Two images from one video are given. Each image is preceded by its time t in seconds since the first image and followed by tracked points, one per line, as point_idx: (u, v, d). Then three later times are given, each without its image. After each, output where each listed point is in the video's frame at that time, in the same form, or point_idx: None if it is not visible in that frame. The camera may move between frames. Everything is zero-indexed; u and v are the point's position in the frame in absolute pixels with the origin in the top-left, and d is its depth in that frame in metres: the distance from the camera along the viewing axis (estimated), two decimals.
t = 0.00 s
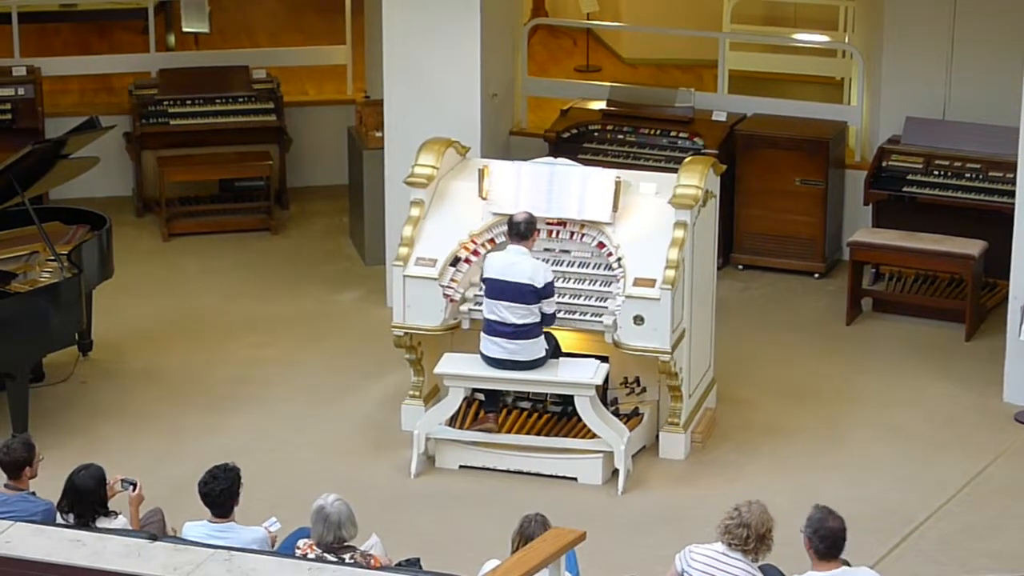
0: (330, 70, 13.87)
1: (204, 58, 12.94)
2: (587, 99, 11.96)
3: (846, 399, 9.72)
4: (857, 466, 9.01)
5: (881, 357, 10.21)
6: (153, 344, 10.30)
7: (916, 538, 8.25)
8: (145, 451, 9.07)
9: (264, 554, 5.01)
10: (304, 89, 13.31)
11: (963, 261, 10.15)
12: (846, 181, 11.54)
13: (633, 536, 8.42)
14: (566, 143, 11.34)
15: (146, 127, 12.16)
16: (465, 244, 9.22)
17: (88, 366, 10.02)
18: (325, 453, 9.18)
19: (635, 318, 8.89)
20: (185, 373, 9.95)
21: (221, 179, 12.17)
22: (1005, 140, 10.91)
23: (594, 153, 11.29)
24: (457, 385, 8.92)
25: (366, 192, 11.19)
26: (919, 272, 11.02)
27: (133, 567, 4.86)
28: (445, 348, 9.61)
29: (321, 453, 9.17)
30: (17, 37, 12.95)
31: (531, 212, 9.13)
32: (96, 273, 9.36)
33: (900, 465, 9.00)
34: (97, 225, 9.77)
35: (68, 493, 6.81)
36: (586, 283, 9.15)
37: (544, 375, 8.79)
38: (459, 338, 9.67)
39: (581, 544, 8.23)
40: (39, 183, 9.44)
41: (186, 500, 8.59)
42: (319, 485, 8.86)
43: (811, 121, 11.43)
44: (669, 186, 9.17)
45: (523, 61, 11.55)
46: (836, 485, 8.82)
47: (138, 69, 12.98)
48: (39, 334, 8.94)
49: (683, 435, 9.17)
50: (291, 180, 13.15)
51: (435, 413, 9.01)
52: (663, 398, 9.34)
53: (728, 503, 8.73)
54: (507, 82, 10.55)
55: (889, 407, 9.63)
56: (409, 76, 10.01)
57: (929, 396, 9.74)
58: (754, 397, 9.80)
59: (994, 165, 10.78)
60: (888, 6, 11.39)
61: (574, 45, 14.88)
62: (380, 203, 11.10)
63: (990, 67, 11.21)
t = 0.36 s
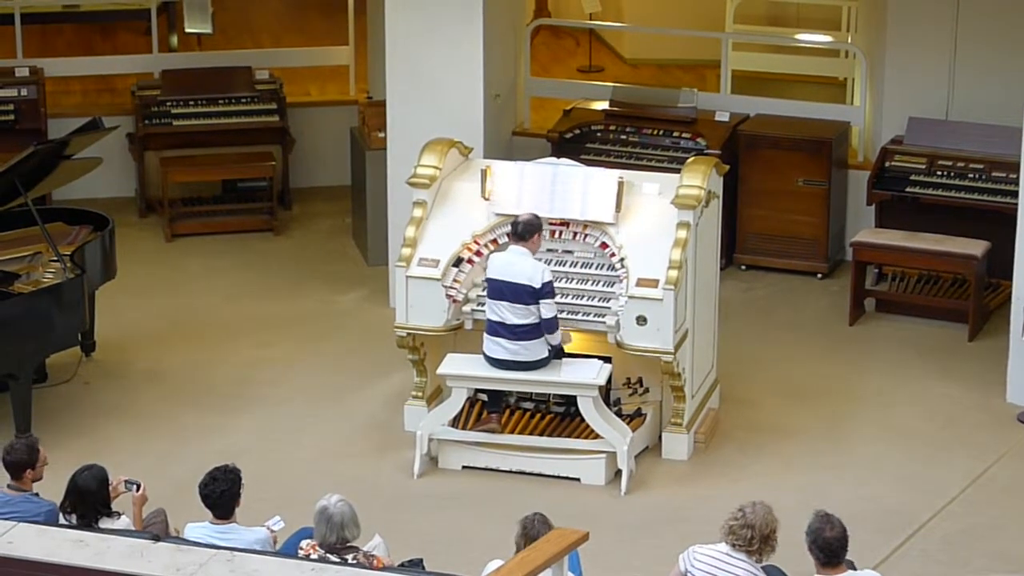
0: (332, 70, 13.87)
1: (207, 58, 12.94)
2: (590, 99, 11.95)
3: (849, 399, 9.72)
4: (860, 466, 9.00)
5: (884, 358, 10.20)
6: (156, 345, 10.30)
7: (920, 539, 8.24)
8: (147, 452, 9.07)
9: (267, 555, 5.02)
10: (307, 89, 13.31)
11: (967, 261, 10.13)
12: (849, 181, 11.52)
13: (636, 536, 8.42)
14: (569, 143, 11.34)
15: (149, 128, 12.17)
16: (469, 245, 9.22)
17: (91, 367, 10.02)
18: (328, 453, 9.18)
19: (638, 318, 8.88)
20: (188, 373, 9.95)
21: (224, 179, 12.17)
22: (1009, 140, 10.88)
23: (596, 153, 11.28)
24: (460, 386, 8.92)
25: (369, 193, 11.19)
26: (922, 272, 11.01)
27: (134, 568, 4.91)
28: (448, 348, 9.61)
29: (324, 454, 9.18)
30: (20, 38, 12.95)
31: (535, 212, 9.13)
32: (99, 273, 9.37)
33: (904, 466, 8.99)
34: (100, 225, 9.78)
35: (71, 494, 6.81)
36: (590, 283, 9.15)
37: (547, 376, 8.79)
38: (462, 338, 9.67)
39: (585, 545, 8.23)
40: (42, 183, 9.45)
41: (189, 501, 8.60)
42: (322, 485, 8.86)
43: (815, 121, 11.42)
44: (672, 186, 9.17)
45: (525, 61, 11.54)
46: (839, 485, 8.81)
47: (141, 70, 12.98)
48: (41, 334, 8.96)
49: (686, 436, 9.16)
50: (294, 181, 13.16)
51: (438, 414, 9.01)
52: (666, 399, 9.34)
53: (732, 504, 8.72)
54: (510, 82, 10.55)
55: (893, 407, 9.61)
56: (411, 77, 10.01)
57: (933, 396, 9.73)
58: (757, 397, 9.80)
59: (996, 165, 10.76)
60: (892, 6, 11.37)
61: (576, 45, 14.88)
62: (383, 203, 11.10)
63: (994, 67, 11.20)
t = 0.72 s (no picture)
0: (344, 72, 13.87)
1: (219, 60, 12.95)
2: (602, 101, 11.95)
3: (861, 401, 9.71)
4: (872, 468, 8.99)
5: (896, 359, 10.19)
6: (168, 347, 10.31)
7: (932, 541, 8.22)
8: (159, 454, 9.08)
9: (278, 558, 4.99)
10: (318, 91, 13.31)
11: (979, 262, 10.13)
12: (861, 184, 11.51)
13: (648, 538, 8.41)
14: (581, 145, 11.33)
15: (161, 130, 12.18)
16: (480, 247, 9.22)
17: (103, 369, 10.03)
18: (340, 455, 9.19)
19: (650, 320, 8.89)
20: (199, 375, 9.96)
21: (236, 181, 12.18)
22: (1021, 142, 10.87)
23: (608, 155, 11.27)
24: (471, 388, 8.93)
25: (381, 195, 11.19)
26: (934, 274, 11.00)
27: (144, 568, 4.88)
28: (459, 351, 9.60)
29: (335, 455, 9.18)
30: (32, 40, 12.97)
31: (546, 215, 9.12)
32: (110, 275, 9.37)
33: (916, 467, 8.98)
34: (112, 227, 9.79)
35: (82, 496, 6.81)
36: (602, 285, 9.16)
37: (559, 377, 8.78)
38: (473, 340, 9.68)
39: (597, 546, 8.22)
40: (53, 185, 9.46)
41: (201, 502, 8.61)
42: (334, 487, 8.86)
43: (826, 122, 11.41)
44: (683, 188, 9.17)
45: (537, 62, 11.54)
46: (851, 487, 8.80)
47: (153, 72, 12.99)
48: (53, 335, 8.98)
49: (697, 438, 9.16)
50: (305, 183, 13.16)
51: (449, 416, 9.03)
52: (677, 401, 9.35)
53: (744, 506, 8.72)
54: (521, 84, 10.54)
55: (905, 409, 9.61)
56: (423, 78, 10.00)
57: (945, 398, 9.72)
58: (769, 399, 9.79)
59: (1009, 167, 10.75)
60: (903, 8, 11.35)
61: (587, 47, 14.88)
62: (395, 206, 11.10)
63: (1006, 69, 11.19)
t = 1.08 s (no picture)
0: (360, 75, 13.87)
1: (235, 63, 12.96)
2: (618, 104, 11.94)
3: (877, 403, 9.70)
4: (888, 472, 8.98)
5: (912, 362, 10.18)
6: (185, 349, 10.32)
7: (949, 545, 8.21)
8: (175, 456, 9.09)
9: (294, 561, 5.03)
10: (334, 94, 13.32)
11: (995, 265, 10.13)
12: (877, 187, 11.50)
13: (663, 541, 8.41)
14: (597, 148, 11.31)
15: (176, 133, 12.19)
16: (496, 250, 9.22)
17: (119, 371, 10.03)
18: (356, 458, 9.19)
19: (665, 323, 8.89)
20: (215, 378, 9.96)
21: (251, 184, 12.19)
22: None
23: (624, 158, 11.25)
24: (487, 391, 8.93)
25: (396, 197, 11.19)
26: (950, 277, 10.96)
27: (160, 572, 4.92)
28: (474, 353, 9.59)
29: (351, 458, 9.18)
30: (49, 43, 12.99)
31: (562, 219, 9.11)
32: (127, 278, 9.38)
33: (932, 471, 8.97)
34: (127, 230, 9.80)
35: (98, 498, 6.80)
36: (617, 288, 9.15)
37: (574, 380, 8.78)
38: (489, 343, 9.68)
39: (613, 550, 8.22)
40: (69, 188, 9.47)
41: (217, 505, 8.61)
42: (350, 490, 8.87)
43: (842, 125, 11.39)
44: (699, 192, 9.17)
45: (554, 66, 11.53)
46: (867, 491, 8.79)
47: (169, 75, 13.00)
48: (69, 338, 9.00)
49: (712, 441, 9.15)
50: (321, 186, 13.17)
51: (465, 418, 9.02)
52: (693, 404, 9.35)
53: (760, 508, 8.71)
54: (537, 86, 10.52)
55: (921, 412, 9.60)
56: (440, 81, 10.00)
57: (961, 401, 9.71)
58: (785, 402, 9.78)
59: None
60: (919, 10, 11.34)
61: (604, 50, 14.87)
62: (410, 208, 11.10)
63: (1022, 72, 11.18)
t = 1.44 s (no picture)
0: (390, 79, 13.88)
1: (265, 68, 12.98)
2: (647, 108, 11.92)
3: (906, 407, 9.67)
4: (919, 475, 8.95)
5: (942, 366, 10.15)
6: (214, 353, 10.33)
7: (979, 549, 8.18)
8: (205, 460, 9.10)
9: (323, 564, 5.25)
10: (364, 98, 13.33)
11: None
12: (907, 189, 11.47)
13: (693, 544, 8.40)
14: (626, 151, 11.29)
15: (206, 137, 12.22)
16: (525, 253, 9.23)
17: (149, 375, 10.05)
18: (385, 461, 9.20)
19: (695, 326, 8.88)
20: (245, 381, 9.98)
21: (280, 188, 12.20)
22: None
23: (652, 161, 11.22)
24: (516, 394, 8.92)
25: (426, 202, 11.19)
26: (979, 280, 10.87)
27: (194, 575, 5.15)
28: (504, 357, 9.60)
29: (380, 461, 9.18)
30: (79, 47, 13.02)
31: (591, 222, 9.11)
32: (156, 281, 9.41)
33: (963, 475, 8.94)
34: (157, 234, 9.81)
35: (128, 503, 6.82)
36: (646, 292, 9.14)
37: (602, 384, 8.78)
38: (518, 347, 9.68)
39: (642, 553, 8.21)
40: (100, 192, 9.49)
41: (246, 508, 8.62)
42: (379, 493, 8.87)
43: (871, 128, 11.37)
44: (729, 194, 9.14)
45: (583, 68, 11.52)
46: (897, 495, 8.76)
47: (199, 79, 13.02)
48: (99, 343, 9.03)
49: (743, 445, 9.13)
50: (351, 191, 13.18)
51: (494, 422, 9.01)
52: (723, 408, 9.33)
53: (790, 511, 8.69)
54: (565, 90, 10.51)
55: (951, 415, 9.57)
56: (470, 86, 10.01)
57: (992, 404, 9.67)
58: (815, 406, 9.76)
59: None
60: (949, 13, 11.31)
61: (633, 53, 14.86)
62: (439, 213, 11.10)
63: None
